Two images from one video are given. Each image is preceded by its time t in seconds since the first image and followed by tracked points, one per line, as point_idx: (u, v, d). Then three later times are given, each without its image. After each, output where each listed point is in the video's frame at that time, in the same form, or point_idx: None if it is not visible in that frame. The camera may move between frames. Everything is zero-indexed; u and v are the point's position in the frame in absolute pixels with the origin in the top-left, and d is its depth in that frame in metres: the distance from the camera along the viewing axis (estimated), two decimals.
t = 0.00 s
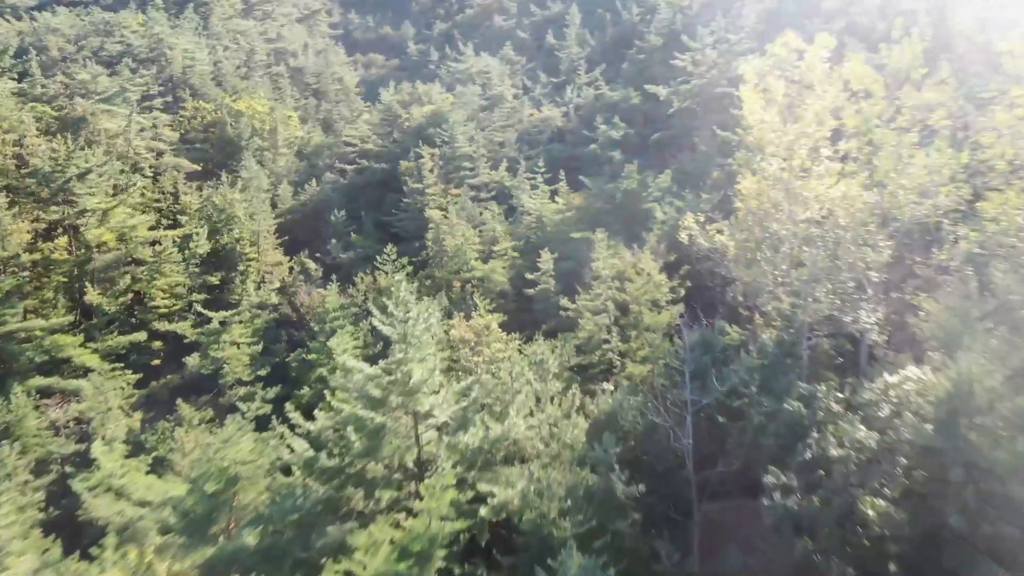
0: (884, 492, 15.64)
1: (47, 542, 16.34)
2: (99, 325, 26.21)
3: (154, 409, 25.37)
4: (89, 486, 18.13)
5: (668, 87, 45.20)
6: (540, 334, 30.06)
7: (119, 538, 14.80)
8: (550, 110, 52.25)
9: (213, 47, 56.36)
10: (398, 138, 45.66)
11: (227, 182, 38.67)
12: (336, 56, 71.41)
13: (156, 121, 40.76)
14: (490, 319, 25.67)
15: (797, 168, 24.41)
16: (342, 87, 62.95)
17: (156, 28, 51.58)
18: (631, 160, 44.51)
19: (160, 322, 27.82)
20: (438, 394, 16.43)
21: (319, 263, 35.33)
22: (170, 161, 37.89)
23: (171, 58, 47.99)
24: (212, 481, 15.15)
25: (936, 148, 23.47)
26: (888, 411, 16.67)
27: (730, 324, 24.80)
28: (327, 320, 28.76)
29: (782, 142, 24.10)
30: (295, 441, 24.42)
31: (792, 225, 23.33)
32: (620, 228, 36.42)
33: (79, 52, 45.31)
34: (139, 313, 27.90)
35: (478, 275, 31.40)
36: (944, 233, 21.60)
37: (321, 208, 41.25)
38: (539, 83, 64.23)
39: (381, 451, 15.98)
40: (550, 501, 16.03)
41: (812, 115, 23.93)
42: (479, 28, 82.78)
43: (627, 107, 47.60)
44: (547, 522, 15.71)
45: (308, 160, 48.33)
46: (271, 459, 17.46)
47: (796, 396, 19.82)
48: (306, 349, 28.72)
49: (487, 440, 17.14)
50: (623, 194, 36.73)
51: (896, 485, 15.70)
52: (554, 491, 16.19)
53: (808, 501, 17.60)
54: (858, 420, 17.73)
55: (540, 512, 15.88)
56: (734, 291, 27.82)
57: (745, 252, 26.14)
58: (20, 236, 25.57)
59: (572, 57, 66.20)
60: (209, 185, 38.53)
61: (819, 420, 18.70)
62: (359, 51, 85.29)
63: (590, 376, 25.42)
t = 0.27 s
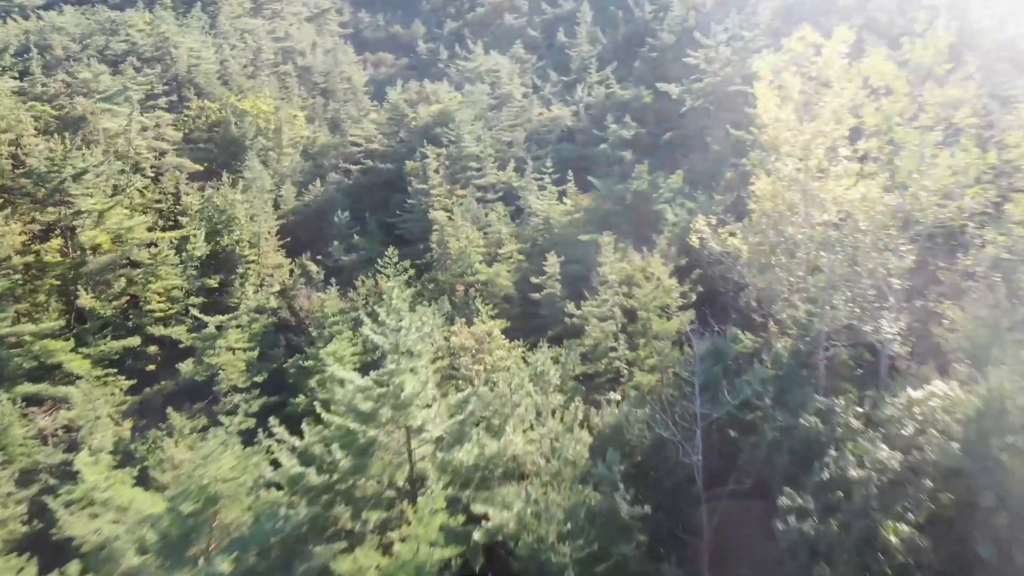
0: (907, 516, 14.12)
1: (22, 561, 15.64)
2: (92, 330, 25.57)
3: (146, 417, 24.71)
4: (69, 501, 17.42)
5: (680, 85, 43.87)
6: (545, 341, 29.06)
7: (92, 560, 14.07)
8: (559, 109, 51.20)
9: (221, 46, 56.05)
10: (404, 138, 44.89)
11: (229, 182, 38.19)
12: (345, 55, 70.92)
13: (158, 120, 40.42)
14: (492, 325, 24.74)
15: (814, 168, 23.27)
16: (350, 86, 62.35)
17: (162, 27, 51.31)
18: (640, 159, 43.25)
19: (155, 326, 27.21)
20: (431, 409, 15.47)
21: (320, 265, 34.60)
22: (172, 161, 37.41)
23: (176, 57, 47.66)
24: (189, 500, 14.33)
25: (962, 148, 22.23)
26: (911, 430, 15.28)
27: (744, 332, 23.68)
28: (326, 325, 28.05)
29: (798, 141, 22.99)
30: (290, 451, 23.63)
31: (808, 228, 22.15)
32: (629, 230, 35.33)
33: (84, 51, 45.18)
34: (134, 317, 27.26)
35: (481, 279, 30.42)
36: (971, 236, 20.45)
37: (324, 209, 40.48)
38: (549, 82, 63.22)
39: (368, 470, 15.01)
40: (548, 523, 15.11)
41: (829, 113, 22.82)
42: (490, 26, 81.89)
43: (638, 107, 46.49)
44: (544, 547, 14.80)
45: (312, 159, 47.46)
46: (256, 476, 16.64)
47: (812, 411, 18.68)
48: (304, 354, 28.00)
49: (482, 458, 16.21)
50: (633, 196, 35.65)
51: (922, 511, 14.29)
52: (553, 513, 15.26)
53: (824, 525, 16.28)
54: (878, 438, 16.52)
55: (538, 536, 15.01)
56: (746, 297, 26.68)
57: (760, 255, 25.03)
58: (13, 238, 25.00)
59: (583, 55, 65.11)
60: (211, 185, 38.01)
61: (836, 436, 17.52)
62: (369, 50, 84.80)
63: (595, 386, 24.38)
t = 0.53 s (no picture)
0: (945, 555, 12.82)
1: None
2: (81, 336, 24.77)
3: (135, 427, 23.82)
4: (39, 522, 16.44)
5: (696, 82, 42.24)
6: (550, 349, 27.71)
7: None
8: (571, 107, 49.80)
9: (229, 45, 55.54)
10: (411, 137, 43.80)
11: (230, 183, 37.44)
12: (356, 54, 70.19)
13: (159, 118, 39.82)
14: (493, 334, 23.51)
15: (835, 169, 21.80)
16: (359, 85, 61.50)
17: (169, 25, 50.90)
18: (653, 159, 41.62)
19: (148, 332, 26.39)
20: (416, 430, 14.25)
21: (320, 269, 33.56)
22: (174, 161, 36.76)
23: (182, 55, 47.14)
24: (156, 529, 13.37)
25: (999, 147, 20.53)
26: (944, 456, 13.71)
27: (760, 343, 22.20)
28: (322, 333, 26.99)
29: (817, 140, 21.55)
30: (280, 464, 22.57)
31: (828, 233, 20.77)
32: (640, 233, 33.89)
33: (89, 50, 44.87)
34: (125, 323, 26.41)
35: (484, 284, 29.15)
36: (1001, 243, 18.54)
37: (327, 210, 39.50)
38: (561, 80, 61.85)
39: (348, 496, 13.82)
40: (542, 557, 13.81)
41: (852, 110, 21.33)
42: (503, 24, 80.69)
43: (653, 105, 44.90)
44: None
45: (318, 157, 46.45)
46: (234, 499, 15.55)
47: (834, 432, 17.20)
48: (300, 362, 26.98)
49: (473, 482, 14.95)
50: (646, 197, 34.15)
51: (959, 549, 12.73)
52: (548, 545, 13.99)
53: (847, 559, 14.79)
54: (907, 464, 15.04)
55: (532, 570, 13.71)
56: (763, 305, 25.15)
57: (777, 261, 23.58)
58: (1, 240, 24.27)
59: (597, 52, 63.65)
60: (212, 185, 37.26)
61: (861, 461, 16.03)
62: (381, 48, 84.06)
63: (602, 398, 23.01)
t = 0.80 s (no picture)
0: None
1: None
2: (71, 342, 24.10)
3: (124, 435, 23.13)
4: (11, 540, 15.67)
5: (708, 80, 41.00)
6: (553, 356, 26.72)
7: None
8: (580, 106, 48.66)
9: (235, 44, 55.16)
10: (416, 137, 42.95)
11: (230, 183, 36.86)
12: (364, 52, 69.63)
13: (161, 117, 39.54)
14: (493, 341, 22.58)
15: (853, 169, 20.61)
16: (366, 84, 60.84)
17: (174, 24, 50.59)
18: (663, 159, 40.44)
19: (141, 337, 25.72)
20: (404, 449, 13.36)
21: (320, 271, 32.80)
22: (173, 162, 36.25)
23: (185, 54, 46.76)
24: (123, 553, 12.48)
25: None
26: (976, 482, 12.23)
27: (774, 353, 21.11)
28: (318, 339, 26.16)
29: (835, 139, 20.42)
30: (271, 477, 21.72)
31: (847, 237, 19.83)
32: (649, 236, 32.77)
33: (92, 49, 44.51)
34: (117, 327, 25.70)
35: (486, 288, 28.21)
36: None
37: (329, 211, 38.73)
38: (570, 79, 60.81)
39: (331, 519, 12.97)
40: None
41: (872, 107, 20.16)
42: (512, 22, 79.81)
43: (663, 104, 43.72)
44: None
45: (321, 157, 45.66)
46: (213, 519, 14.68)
47: (853, 451, 16.11)
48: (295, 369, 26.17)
49: (466, 503, 14.04)
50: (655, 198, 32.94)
51: None
52: None
53: None
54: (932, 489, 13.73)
55: None
56: (777, 313, 23.96)
57: (792, 268, 22.56)
58: None
59: (607, 50, 62.51)
60: (212, 186, 36.69)
61: (882, 483, 14.95)
62: (390, 47, 83.47)
63: (606, 410, 22.00)
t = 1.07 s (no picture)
0: None
1: None
2: (59, 347, 23.46)
3: (112, 444, 22.43)
4: None
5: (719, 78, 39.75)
6: (557, 365, 25.71)
7: None
8: (588, 105, 47.54)
9: (240, 43, 54.67)
10: (420, 137, 42.07)
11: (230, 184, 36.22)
12: (371, 51, 68.97)
13: (161, 116, 39.02)
14: (493, 350, 21.64)
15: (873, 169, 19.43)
16: (373, 83, 60.11)
17: (178, 23, 50.16)
18: (672, 158, 39.25)
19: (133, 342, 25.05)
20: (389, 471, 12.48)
21: (320, 274, 32.03)
22: (172, 162, 35.68)
23: (189, 52, 46.27)
24: None
25: None
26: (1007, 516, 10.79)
27: (787, 365, 20.02)
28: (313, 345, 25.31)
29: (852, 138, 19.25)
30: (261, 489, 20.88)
31: (866, 241, 18.27)
32: (659, 238, 31.58)
33: (95, 48, 44.14)
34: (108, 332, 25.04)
35: (488, 293, 27.27)
36: None
37: (331, 212, 37.94)
38: (580, 77, 59.71)
39: (307, 547, 12.06)
40: None
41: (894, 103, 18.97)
42: (522, 21, 78.76)
43: (674, 103, 42.53)
44: None
45: (325, 157, 44.91)
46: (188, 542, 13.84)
47: (873, 474, 15.01)
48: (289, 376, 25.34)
49: (453, 530, 13.06)
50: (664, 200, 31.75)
51: None
52: None
53: None
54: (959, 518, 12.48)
55: None
56: (792, 321, 22.78)
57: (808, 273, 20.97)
58: None
59: (617, 47, 61.33)
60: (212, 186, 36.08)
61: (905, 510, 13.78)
62: (398, 46, 82.76)
63: (611, 423, 20.98)
